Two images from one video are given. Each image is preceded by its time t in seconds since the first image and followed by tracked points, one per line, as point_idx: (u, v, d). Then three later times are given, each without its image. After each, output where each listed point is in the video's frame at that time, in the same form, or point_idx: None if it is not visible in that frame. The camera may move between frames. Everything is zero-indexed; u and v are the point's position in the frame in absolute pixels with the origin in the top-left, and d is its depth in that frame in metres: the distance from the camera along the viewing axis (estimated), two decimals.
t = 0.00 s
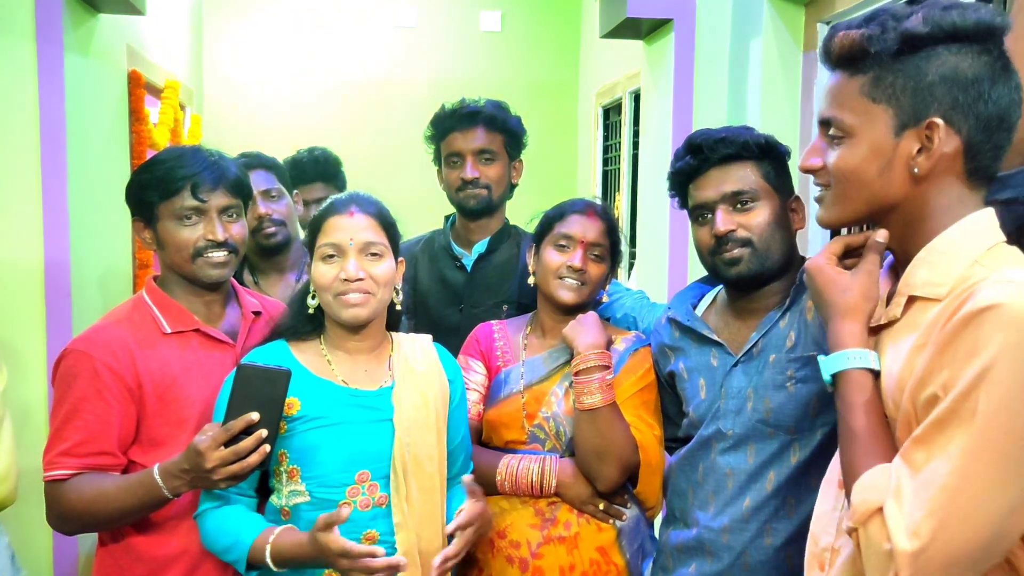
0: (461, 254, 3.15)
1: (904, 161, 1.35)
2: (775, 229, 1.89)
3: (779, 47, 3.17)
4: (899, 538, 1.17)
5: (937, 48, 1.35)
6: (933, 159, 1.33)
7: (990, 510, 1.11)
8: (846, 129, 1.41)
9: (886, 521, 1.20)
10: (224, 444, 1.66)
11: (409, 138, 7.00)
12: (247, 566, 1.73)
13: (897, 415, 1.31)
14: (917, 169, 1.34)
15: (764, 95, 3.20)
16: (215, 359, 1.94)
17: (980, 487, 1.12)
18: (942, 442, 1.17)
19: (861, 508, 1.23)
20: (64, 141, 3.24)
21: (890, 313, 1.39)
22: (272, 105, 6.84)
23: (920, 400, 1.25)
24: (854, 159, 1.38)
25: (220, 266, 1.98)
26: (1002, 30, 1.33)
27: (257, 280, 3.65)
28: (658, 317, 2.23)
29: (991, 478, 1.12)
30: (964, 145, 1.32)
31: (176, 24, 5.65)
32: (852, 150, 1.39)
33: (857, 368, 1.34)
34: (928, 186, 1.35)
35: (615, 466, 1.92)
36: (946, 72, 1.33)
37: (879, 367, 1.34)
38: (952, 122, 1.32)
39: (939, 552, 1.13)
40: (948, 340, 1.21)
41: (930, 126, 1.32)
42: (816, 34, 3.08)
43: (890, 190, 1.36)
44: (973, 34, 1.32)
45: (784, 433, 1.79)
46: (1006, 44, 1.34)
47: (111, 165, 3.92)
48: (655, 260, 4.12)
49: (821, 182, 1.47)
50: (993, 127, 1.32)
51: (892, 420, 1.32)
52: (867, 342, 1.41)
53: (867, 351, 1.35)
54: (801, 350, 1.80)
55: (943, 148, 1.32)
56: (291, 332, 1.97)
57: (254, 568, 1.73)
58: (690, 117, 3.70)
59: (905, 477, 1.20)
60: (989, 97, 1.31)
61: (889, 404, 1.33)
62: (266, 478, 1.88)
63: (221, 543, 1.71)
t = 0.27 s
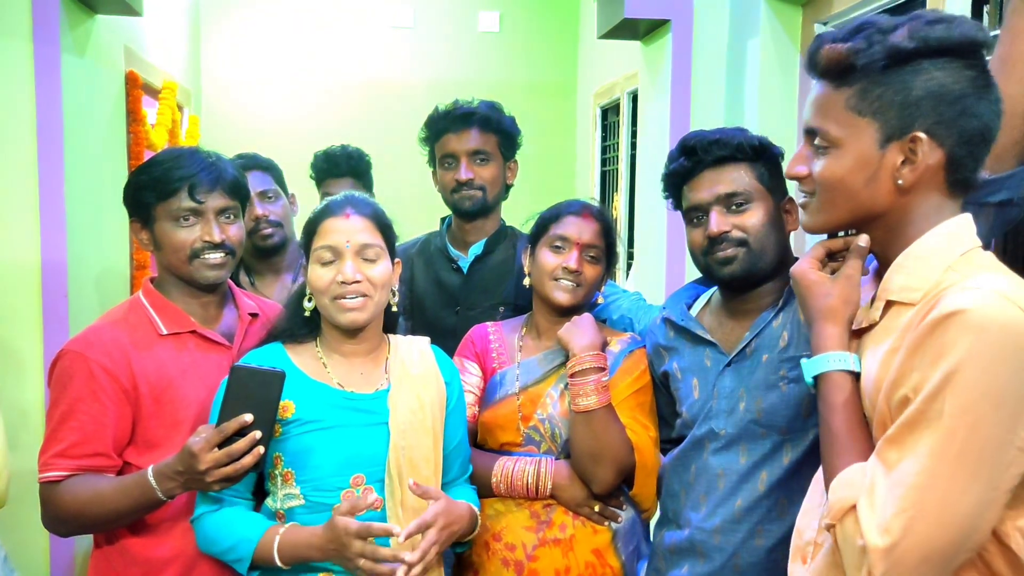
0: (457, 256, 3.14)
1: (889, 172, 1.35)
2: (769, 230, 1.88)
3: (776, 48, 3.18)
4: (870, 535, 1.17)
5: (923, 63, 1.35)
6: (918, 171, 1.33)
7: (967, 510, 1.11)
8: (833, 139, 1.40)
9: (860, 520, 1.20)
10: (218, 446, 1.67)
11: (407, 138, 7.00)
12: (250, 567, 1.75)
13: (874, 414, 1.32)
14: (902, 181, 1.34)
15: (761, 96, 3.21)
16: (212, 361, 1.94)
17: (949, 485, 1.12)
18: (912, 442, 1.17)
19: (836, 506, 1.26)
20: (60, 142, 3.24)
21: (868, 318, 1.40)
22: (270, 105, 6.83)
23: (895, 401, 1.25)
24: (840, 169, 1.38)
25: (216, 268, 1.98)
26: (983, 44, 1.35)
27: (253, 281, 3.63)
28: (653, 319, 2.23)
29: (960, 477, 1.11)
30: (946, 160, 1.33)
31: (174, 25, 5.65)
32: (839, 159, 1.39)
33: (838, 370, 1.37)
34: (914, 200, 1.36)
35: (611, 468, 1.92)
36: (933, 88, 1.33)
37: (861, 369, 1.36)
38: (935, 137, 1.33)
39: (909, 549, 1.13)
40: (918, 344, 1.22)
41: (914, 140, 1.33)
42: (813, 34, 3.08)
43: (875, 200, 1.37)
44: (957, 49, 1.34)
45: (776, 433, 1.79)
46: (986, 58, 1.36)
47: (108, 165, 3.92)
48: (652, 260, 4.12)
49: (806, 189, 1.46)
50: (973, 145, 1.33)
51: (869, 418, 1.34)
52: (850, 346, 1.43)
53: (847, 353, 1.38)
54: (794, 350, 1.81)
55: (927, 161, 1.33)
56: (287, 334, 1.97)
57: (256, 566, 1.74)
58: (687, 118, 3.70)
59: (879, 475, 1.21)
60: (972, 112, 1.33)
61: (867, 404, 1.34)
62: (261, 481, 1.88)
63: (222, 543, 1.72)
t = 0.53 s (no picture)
0: (456, 255, 3.12)
1: (880, 173, 1.34)
2: (769, 228, 1.87)
3: (775, 46, 3.16)
4: (858, 531, 1.15)
5: (909, 64, 1.34)
6: (909, 171, 1.31)
7: (958, 509, 1.10)
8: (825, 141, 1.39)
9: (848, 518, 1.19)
10: (211, 447, 1.65)
11: (406, 137, 6.98)
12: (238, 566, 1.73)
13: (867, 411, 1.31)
14: (893, 180, 1.33)
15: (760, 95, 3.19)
16: (206, 361, 1.93)
17: (936, 481, 1.10)
18: (900, 439, 1.15)
19: (825, 504, 1.25)
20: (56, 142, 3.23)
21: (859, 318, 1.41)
22: (268, 104, 6.82)
23: (883, 397, 1.23)
24: (831, 171, 1.37)
25: (211, 266, 1.96)
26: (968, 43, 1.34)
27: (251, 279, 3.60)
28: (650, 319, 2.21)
29: (948, 474, 1.10)
30: (936, 158, 1.31)
31: (171, 24, 5.63)
32: (831, 161, 1.38)
33: (829, 369, 1.37)
34: (904, 199, 1.33)
35: (608, 468, 1.91)
36: (918, 88, 1.32)
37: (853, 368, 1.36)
38: (922, 134, 1.31)
39: (897, 546, 1.11)
40: (905, 340, 1.20)
41: (903, 139, 1.31)
42: (813, 32, 3.07)
43: (866, 201, 1.35)
44: (941, 49, 1.33)
45: (774, 431, 1.78)
46: (972, 57, 1.35)
47: (104, 164, 3.91)
48: (651, 259, 4.10)
49: (801, 195, 1.45)
50: (962, 140, 1.31)
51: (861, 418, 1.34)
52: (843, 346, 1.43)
53: (839, 353, 1.38)
54: (792, 348, 1.80)
55: (919, 160, 1.31)
56: (283, 333, 1.96)
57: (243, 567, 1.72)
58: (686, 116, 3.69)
59: (869, 471, 1.19)
60: (958, 110, 1.31)
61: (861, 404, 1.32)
62: (257, 481, 1.87)
63: (209, 544, 1.70)
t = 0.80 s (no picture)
0: (453, 254, 3.10)
1: (871, 166, 1.32)
2: (766, 226, 1.85)
3: (774, 43, 3.14)
4: (855, 518, 1.12)
5: (897, 56, 1.33)
6: (899, 162, 1.30)
7: (960, 501, 1.07)
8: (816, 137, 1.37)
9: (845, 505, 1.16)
10: (202, 448, 1.63)
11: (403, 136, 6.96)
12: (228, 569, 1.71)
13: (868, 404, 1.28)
14: (884, 172, 1.31)
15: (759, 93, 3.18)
16: (198, 360, 1.90)
17: (932, 467, 1.07)
18: (897, 425, 1.13)
19: (824, 492, 1.22)
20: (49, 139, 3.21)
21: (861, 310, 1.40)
22: (265, 103, 6.79)
23: (880, 383, 1.21)
24: (823, 167, 1.35)
25: (203, 265, 1.94)
26: (954, 36, 1.34)
27: (248, 278, 3.59)
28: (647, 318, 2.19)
29: (945, 459, 1.07)
30: (928, 149, 1.29)
31: (168, 22, 5.61)
32: (823, 156, 1.35)
33: (827, 361, 1.36)
34: (897, 190, 1.31)
35: (604, 469, 1.89)
36: (907, 79, 1.30)
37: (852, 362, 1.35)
38: (913, 126, 1.29)
39: (893, 533, 1.08)
40: (902, 324, 1.18)
41: (893, 130, 1.29)
42: (812, 30, 3.05)
43: (860, 197, 1.33)
44: (928, 41, 1.32)
45: (771, 433, 1.76)
46: (959, 50, 1.34)
47: (99, 162, 3.88)
48: (649, 259, 4.08)
49: (794, 191, 1.43)
50: (953, 130, 1.29)
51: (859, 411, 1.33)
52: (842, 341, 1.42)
53: (838, 345, 1.37)
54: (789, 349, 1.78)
55: (909, 151, 1.29)
56: (276, 333, 1.93)
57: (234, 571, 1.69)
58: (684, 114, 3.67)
59: (866, 458, 1.17)
60: (948, 101, 1.30)
61: (862, 397, 1.30)
62: (250, 483, 1.84)
63: (201, 546, 1.68)
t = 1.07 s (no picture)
0: (449, 253, 3.07)
1: (870, 163, 1.29)
2: (762, 228, 1.82)
3: (771, 40, 3.12)
4: (857, 518, 1.08)
5: (890, 53, 1.32)
6: (899, 157, 1.26)
7: (967, 501, 1.03)
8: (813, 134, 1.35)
9: (846, 504, 1.13)
10: (188, 449, 1.60)
11: (400, 135, 6.93)
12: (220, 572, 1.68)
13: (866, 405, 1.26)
14: (884, 169, 1.27)
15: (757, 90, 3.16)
16: (185, 360, 1.88)
17: (939, 464, 1.03)
18: (901, 422, 1.09)
19: (822, 494, 1.19)
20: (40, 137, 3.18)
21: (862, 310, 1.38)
22: (261, 102, 6.76)
23: (883, 382, 1.18)
24: (823, 166, 1.33)
25: (190, 264, 1.92)
26: (947, 33, 1.32)
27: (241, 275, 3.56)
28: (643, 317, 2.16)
29: (953, 454, 1.03)
30: (928, 143, 1.26)
31: (162, 19, 5.59)
32: (822, 156, 1.33)
33: (821, 359, 1.36)
34: (897, 186, 1.28)
35: (596, 471, 1.87)
36: (902, 74, 1.28)
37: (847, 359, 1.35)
38: (910, 121, 1.26)
39: (897, 532, 1.04)
40: (906, 319, 1.15)
41: (891, 126, 1.26)
42: (809, 27, 3.02)
43: (860, 194, 1.30)
44: (920, 37, 1.31)
45: (769, 435, 1.74)
46: (952, 46, 1.33)
47: (91, 161, 3.85)
48: (646, 259, 4.05)
49: (797, 198, 1.40)
50: (952, 123, 1.26)
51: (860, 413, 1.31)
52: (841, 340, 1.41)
53: (832, 344, 1.37)
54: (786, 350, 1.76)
55: (907, 147, 1.26)
56: (267, 332, 1.91)
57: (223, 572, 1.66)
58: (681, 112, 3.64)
59: (868, 458, 1.13)
60: (944, 94, 1.27)
61: (859, 398, 1.28)
62: (239, 485, 1.82)
63: (189, 547, 1.65)
